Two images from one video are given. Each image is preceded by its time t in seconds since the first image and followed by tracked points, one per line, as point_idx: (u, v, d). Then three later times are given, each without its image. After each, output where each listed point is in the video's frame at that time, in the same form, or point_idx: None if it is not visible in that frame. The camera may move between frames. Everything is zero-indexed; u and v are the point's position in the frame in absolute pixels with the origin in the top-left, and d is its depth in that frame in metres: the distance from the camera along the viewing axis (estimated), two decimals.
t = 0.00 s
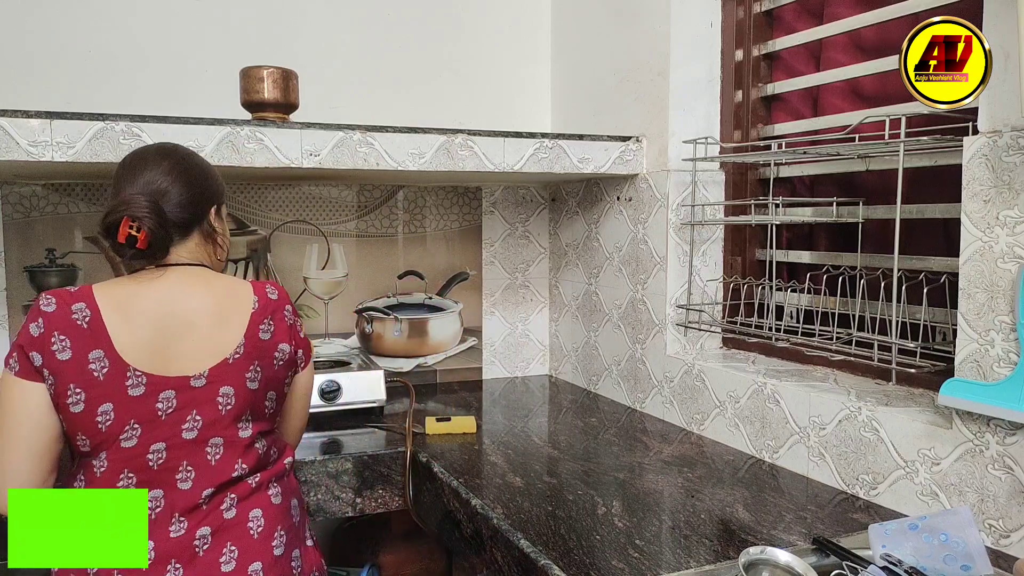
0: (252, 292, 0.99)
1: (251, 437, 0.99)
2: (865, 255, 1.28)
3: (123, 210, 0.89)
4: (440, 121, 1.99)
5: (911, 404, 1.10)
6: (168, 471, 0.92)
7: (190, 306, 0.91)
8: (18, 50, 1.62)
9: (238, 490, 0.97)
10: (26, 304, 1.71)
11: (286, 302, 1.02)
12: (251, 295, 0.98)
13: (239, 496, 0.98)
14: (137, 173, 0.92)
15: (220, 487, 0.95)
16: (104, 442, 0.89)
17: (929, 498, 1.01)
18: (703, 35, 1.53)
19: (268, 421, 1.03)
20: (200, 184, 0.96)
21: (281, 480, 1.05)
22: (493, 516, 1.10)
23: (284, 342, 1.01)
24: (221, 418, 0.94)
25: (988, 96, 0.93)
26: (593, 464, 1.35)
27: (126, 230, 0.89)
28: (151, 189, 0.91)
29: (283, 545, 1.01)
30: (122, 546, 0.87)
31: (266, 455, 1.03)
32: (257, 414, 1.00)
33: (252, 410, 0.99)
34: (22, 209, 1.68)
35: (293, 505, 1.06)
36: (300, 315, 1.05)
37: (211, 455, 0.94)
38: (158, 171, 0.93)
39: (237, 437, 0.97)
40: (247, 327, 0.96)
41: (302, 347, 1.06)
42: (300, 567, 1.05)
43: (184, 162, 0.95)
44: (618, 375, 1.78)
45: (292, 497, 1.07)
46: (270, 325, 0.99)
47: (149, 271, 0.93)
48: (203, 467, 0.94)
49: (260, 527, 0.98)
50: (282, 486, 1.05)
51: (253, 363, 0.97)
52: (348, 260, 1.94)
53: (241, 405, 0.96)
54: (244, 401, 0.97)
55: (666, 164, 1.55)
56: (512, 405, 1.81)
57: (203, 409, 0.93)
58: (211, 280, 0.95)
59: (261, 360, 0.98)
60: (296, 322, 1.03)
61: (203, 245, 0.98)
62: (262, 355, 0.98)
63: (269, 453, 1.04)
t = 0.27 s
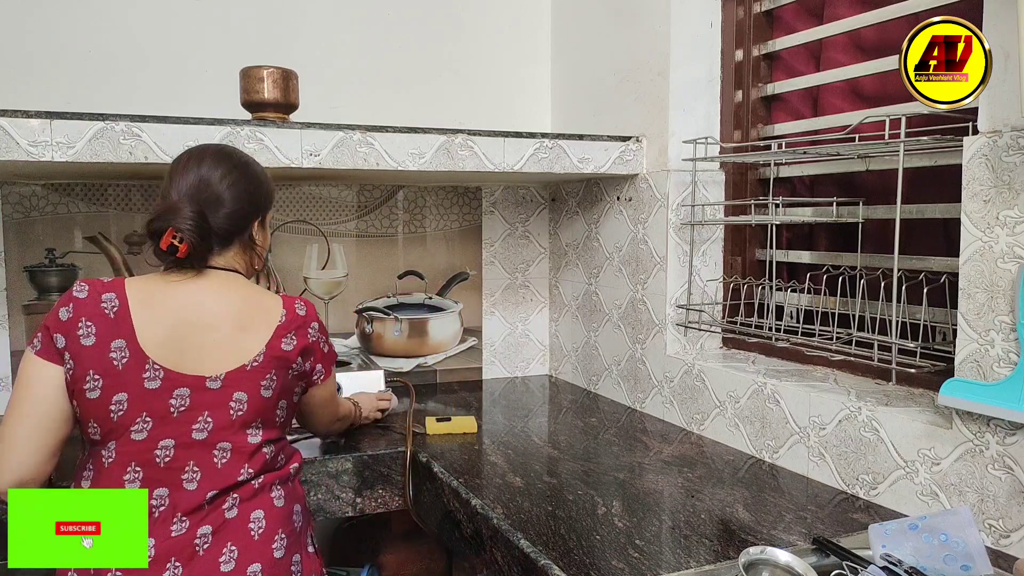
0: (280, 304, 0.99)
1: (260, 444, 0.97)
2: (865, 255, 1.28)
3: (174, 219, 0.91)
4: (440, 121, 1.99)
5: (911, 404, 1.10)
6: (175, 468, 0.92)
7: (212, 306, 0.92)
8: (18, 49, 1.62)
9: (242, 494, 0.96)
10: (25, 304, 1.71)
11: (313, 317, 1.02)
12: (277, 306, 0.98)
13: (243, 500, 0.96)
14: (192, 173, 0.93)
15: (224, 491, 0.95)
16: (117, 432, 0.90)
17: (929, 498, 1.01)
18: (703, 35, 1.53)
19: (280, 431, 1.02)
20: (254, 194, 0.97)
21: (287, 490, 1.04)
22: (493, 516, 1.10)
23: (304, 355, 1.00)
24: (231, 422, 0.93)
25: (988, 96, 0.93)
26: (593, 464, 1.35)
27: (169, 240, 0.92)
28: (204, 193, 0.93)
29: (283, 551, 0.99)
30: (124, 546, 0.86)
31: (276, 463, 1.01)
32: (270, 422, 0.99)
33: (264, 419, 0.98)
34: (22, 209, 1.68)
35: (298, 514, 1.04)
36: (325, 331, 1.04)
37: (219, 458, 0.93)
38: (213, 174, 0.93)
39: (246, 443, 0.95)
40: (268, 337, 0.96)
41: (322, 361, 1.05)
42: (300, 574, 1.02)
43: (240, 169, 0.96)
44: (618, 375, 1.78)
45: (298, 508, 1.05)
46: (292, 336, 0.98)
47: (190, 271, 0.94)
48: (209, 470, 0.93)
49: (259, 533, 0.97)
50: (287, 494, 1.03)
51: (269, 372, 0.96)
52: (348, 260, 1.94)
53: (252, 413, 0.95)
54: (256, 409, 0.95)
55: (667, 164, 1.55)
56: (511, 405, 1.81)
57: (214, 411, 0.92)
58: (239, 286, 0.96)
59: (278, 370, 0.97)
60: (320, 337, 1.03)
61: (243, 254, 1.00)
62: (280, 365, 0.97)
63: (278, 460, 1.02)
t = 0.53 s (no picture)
0: (272, 299, 0.97)
1: (258, 446, 0.96)
2: (865, 255, 1.28)
3: (168, 208, 0.88)
4: (440, 121, 1.99)
5: (911, 404, 1.10)
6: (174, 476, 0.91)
7: (206, 308, 0.90)
8: (18, 49, 1.62)
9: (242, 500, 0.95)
10: (25, 304, 1.71)
11: (306, 310, 1.00)
12: (271, 302, 0.97)
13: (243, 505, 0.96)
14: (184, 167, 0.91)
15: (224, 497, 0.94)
16: (113, 442, 0.89)
17: (929, 498, 1.01)
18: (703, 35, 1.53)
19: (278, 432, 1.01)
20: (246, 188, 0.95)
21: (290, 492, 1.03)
22: (493, 517, 1.10)
23: (298, 352, 0.99)
24: (229, 426, 0.93)
25: (988, 96, 0.93)
26: (592, 464, 1.35)
27: (166, 228, 0.88)
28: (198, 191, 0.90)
29: (283, 559, 0.99)
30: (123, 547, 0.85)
31: (276, 465, 1.01)
32: (268, 423, 0.98)
33: (262, 420, 0.97)
34: (22, 209, 1.68)
35: (298, 519, 1.03)
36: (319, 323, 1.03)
37: (216, 464, 0.93)
38: (205, 169, 0.91)
39: (244, 446, 0.94)
40: (263, 334, 0.95)
41: (319, 357, 1.04)
42: None
43: (232, 164, 0.94)
44: (618, 375, 1.78)
45: (299, 510, 1.04)
46: (287, 333, 0.97)
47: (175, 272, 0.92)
48: (208, 476, 0.92)
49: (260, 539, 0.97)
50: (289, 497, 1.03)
51: (265, 371, 0.95)
52: (348, 260, 1.94)
53: (249, 415, 0.94)
54: (254, 410, 0.95)
55: (666, 164, 1.55)
56: (511, 405, 1.81)
57: (211, 415, 0.91)
58: (232, 284, 0.94)
59: (274, 368, 0.96)
60: (313, 329, 1.02)
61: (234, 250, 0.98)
62: (276, 363, 0.96)
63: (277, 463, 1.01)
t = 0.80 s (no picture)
0: (276, 297, 0.93)
1: (257, 452, 0.93)
2: (864, 255, 1.28)
3: (164, 206, 0.88)
4: (441, 121, 1.99)
5: (911, 404, 1.10)
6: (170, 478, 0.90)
7: (207, 306, 0.89)
8: (18, 49, 1.62)
9: (240, 509, 0.93)
10: (25, 304, 1.71)
11: (314, 308, 0.96)
12: (273, 300, 0.93)
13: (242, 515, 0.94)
14: (193, 161, 0.91)
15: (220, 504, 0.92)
16: (115, 440, 0.90)
17: (929, 498, 1.01)
18: (703, 35, 1.53)
19: (287, 439, 0.98)
20: (253, 188, 0.93)
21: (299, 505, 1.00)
22: (493, 517, 1.10)
23: (304, 354, 0.94)
24: (223, 430, 0.90)
25: (988, 96, 0.93)
26: (593, 464, 1.35)
27: (161, 226, 0.89)
28: (203, 183, 0.90)
29: None
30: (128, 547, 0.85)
31: (282, 474, 0.98)
32: (270, 428, 0.95)
33: (264, 425, 0.93)
34: (22, 209, 1.68)
35: (304, 536, 0.99)
36: (331, 324, 0.97)
37: (212, 468, 0.91)
38: (214, 164, 0.91)
39: (240, 452, 0.92)
40: (262, 333, 0.91)
41: (332, 364, 0.98)
42: None
43: (242, 161, 0.93)
44: (618, 375, 1.78)
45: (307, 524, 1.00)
46: (288, 333, 0.93)
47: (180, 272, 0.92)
48: (204, 481, 0.91)
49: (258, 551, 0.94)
50: (294, 509, 0.99)
51: (262, 374, 0.92)
52: (348, 260, 1.94)
53: (246, 420, 0.91)
54: (251, 415, 0.92)
55: (667, 164, 1.55)
56: (512, 405, 1.81)
57: (205, 418, 0.89)
58: (238, 281, 0.92)
59: (273, 371, 0.92)
60: (323, 330, 0.96)
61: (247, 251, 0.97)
62: (275, 366, 0.92)
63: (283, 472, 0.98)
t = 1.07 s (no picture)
0: (396, 315, 0.92)
1: (349, 479, 0.92)
2: (865, 255, 1.28)
3: (354, 213, 0.88)
4: (441, 121, 1.99)
5: (911, 404, 1.10)
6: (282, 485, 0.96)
7: (327, 316, 0.94)
8: (18, 50, 1.62)
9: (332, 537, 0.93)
10: (25, 304, 1.70)
11: (432, 331, 0.91)
12: (385, 319, 0.92)
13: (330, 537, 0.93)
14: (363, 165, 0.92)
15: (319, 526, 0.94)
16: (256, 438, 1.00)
17: (929, 498, 1.01)
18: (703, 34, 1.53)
19: (394, 477, 0.93)
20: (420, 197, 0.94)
21: (394, 557, 0.94)
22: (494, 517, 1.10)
23: (406, 380, 0.90)
24: (320, 450, 0.92)
25: (988, 95, 0.93)
26: (593, 464, 1.35)
27: (357, 237, 0.91)
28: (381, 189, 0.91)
29: None
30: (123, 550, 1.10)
31: (382, 512, 0.93)
32: (367, 458, 0.92)
33: (361, 456, 0.91)
34: (22, 209, 1.68)
35: None
36: (448, 351, 0.90)
37: (309, 487, 0.93)
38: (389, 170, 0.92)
39: (333, 479, 0.92)
40: (365, 349, 0.91)
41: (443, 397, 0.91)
42: None
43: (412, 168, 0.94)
44: (618, 375, 1.78)
45: None
46: (391, 355, 0.90)
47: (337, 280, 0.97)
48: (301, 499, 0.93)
49: None
50: (389, 550, 0.94)
51: (355, 398, 0.91)
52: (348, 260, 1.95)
53: (339, 443, 0.92)
54: (343, 440, 0.91)
55: (666, 164, 1.55)
56: (511, 405, 1.81)
57: (304, 433, 0.93)
58: (383, 294, 0.95)
59: (368, 396, 0.90)
60: (436, 356, 0.90)
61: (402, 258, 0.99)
62: (372, 391, 0.90)
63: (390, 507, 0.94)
